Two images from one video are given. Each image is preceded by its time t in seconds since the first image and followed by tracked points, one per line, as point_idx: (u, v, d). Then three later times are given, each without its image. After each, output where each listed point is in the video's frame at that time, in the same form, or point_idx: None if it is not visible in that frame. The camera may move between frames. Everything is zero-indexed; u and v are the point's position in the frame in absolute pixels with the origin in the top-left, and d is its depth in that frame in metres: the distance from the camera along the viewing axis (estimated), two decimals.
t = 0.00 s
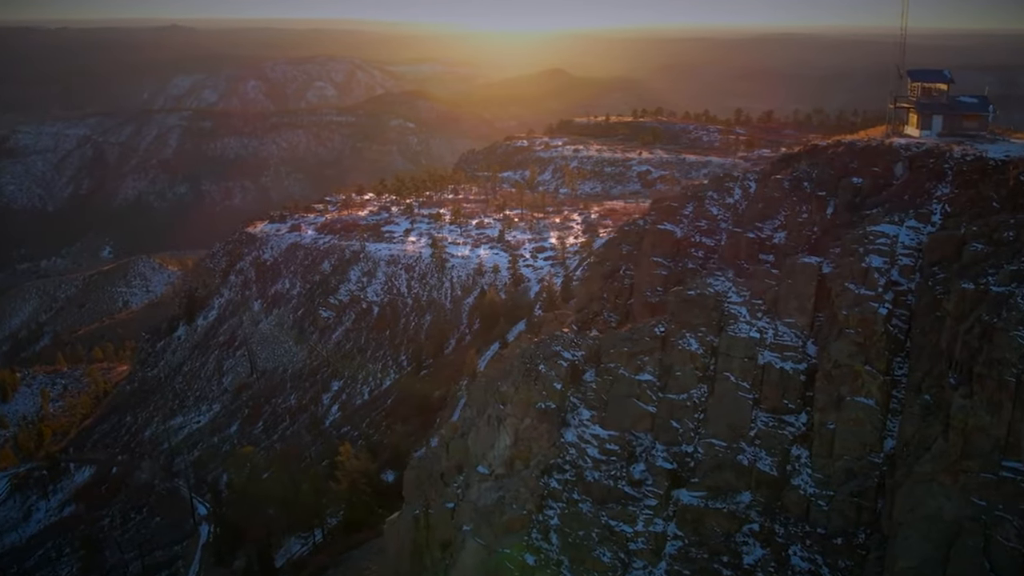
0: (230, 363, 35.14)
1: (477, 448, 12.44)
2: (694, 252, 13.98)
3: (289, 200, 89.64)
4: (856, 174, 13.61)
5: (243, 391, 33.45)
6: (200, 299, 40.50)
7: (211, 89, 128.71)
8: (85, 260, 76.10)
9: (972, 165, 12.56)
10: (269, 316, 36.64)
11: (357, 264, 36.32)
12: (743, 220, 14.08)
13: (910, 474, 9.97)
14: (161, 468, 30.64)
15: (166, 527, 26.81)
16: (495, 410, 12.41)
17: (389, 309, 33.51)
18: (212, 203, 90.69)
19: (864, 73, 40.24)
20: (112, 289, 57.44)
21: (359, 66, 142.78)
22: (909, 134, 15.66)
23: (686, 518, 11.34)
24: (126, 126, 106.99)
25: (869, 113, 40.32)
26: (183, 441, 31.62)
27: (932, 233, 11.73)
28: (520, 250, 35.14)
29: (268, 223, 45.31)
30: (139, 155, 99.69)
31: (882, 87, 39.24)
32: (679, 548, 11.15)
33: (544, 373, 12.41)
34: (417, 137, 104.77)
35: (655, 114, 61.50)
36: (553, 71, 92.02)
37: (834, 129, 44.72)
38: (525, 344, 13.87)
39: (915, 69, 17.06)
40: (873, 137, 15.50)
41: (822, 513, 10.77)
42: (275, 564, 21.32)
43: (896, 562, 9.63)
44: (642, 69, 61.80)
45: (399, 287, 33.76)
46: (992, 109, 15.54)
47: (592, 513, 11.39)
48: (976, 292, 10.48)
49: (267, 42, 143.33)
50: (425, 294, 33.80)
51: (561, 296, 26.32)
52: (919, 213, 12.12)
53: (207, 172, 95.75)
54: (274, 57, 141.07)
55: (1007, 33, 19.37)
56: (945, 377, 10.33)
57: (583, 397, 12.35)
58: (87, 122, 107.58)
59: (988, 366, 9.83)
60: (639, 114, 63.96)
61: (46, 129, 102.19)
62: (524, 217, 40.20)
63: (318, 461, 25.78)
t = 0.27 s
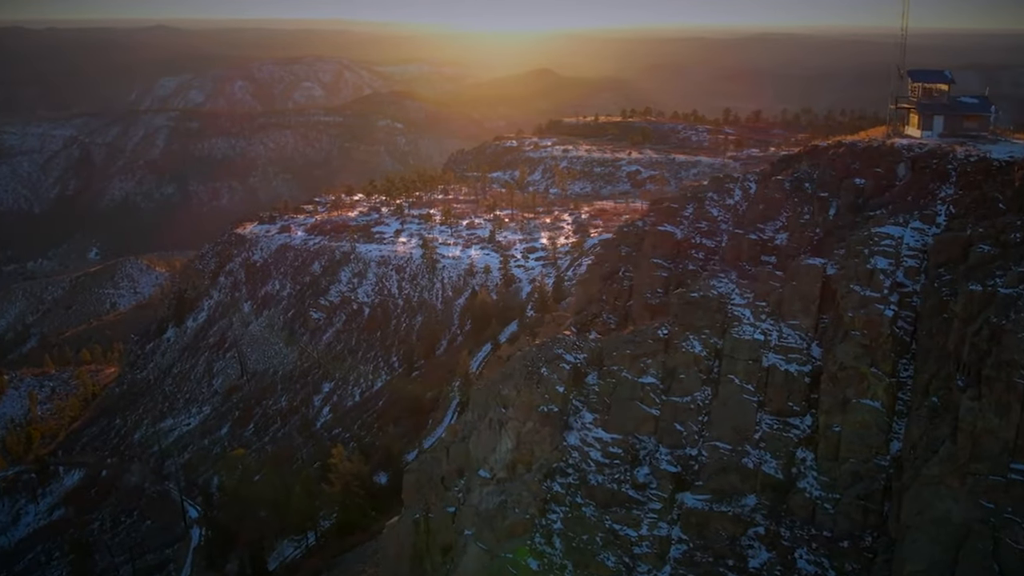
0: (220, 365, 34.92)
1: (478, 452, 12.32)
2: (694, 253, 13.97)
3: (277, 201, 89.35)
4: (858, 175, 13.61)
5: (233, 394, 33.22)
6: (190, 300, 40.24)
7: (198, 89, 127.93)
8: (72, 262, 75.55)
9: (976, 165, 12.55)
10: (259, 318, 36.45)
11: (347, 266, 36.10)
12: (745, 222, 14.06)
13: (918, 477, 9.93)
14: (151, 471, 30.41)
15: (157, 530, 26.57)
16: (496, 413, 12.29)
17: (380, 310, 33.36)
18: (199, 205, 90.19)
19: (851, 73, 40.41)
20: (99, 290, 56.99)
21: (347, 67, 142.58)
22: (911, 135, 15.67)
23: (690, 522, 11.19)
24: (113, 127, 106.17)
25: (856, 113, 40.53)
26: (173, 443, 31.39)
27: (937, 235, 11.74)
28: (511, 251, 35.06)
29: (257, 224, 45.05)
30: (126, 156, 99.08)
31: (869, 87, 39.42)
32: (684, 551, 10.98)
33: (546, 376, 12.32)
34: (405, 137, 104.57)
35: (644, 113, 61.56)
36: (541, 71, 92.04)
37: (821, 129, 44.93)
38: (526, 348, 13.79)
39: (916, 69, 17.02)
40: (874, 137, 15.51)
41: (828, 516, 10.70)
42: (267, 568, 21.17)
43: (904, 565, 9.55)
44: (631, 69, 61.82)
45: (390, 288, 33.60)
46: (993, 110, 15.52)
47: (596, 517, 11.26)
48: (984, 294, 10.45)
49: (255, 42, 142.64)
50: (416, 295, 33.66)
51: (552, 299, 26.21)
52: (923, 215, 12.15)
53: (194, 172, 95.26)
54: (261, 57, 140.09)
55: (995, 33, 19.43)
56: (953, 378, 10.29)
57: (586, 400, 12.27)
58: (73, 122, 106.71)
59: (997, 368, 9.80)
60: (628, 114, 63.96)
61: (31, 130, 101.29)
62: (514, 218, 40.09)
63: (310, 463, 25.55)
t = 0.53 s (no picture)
0: (209, 367, 34.67)
1: (478, 456, 12.22)
2: (693, 254, 13.94)
3: (264, 202, 89.16)
4: (858, 176, 13.62)
5: (222, 396, 32.97)
6: (178, 302, 39.95)
7: (183, 89, 127.09)
8: (57, 263, 74.95)
9: (978, 166, 12.58)
10: (248, 320, 36.25)
11: (336, 267, 35.99)
12: (745, 224, 14.02)
13: (925, 479, 9.87)
14: (139, 475, 30.13)
15: (145, 533, 26.27)
16: (497, 417, 12.22)
17: (369, 311, 33.27)
18: (185, 206, 89.77)
19: (837, 74, 40.73)
20: (85, 291, 56.55)
21: (332, 67, 142.67)
22: (910, 135, 15.71)
23: (694, 525, 11.09)
24: (98, 127, 105.28)
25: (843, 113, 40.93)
26: (161, 446, 31.09)
27: (941, 236, 11.75)
28: (500, 252, 35.15)
29: (246, 225, 44.81)
30: (111, 156, 98.90)
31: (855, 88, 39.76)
32: (687, 555, 10.87)
33: (547, 379, 12.24)
34: (391, 138, 104.87)
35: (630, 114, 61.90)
36: (528, 70, 92.10)
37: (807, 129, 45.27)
38: (527, 351, 13.71)
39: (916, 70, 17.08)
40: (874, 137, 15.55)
41: (833, 519, 10.64)
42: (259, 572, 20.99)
43: (912, 567, 9.48)
44: (617, 69, 61.98)
45: (380, 289, 33.53)
46: (993, 110, 15.60)
47: (598, 521, 11.12)
48: (990, 295, 10.41)
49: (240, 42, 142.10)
50: (405, 296, 33.61)
51: (545, 298, 26.54)
52: (926, 215, 12.18)
53: (180, 172, 94.82)
54: (246, 57, 137.99)
55: (982, 33, 19.57)
56: (959, 381, 10.26)
57: (587, 403, 12.17)
58: (57, 122, 105.74)
59: (1005, 370, 9.74)
60: (616, 115, 64.12)
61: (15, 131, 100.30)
62: (503, 218, 40.12)
63: (300, 466, 25.32)
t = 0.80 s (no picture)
0: (197, 369, 34.41)
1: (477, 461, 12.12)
2: (692, 256, 13.93)
3: (251, 203, 88.94)
4: (859, 176, 13.63)
5: (211, 398, 32.75)
6: (165, 304, 39.65)
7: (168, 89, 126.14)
8: (42, 265, 74.22)
9: (980, 167, 12.64)
10: (236, 321, 36.01)
11: (325, 268, 35.94)
12: (745, 225, 13.98)
13: (932, 482, 9.83)
14: (128, 479, 29.55)
15: (135, 537, 25.60)
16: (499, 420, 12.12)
17: (359, 313, 33.20)
18: (170, 207, 89.25)
19: (825, 73, 41.02)
20: (70, 293, 56.08)
21: (317, 66, 142.28)
22: (909, 136, 15.74)
23: (697, 529, 11.02)
24: (82, 128, 104.37)
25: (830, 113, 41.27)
26: (149, 450, 30.80)
27: (944, 237, 11.80)
28: (489, 253, 35.25)
29: (233, 226, 44.60)
30: (95, 156, 98.80)
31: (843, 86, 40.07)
32: (691, 559, 10.77)
33: (549, 382, 12.11)
34: (378, 138, 104.96)
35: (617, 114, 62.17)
36: (514, 70, 92.18)
37: (792, 129, 45.56)
38: (528, 353, 13.60)
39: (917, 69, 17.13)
40: (874, 138, 15.61)
41: (838, 522, 10.58)
42: None
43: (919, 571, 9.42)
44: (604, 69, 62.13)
45: (369, 290, 33.53)
46: (993, 110, 15.67)
47: (601, 525, 10.99)
48: (997, 296, 10.38)
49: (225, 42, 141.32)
50: (395, 298, 33.60)
51: (535, 299, 26.70)
52: (930, 216, 12.24)
53: (165, 173, 94.41)
54: (232, 57, 136.38)
55: (968, 32, 19.72)
56: (966, 383, 10.22)
57: (589, 406, 12.05)
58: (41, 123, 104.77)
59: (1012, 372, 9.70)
60: (603, 116, 64.21)
61: None
62: (492, 219, 40.16)
63: (291, 467, 25.08)
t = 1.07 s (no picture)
0: (184, 372, 34.12)
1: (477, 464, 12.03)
2: (690, 257, 13.93)
3: (236, 204, 88.55)
4: (860, 177, 13.68)
5: (198, 401, 32.48)
6: (152, 307, 39.37)
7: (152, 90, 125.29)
8: (25, 267, 73.44)
9: (980, 168, 12.69)
10: (223, 324, 35.74)
11: (313, 269, 35.82)
12: (744, 227, 13.99)
13: (938, 483, 9.81)
14: (115, 482, 29.05)
15: (124, 541, 24.96)
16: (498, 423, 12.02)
17: (347, 314, 33.05)
18: (154, 208, 88.68)
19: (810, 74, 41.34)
20: (54, 296, 55.62)
21: (302, 66, 141.86)
22: (909, 137, 15.85)
23: (700, 531, 10.94)
24: (65, 129, 103.41)
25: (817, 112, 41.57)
26: (137, 453, 30.46)
27: (946, 239, 11.82)
28: (477, 253, 35.25)
29: (220, 227, 44.36)
30: (79, 158, 98.02)
31: (829, 86, 40.36)
32: (695, 562, 10.69)
33: (549, 385, 11.98)
34: (363, 139, 104.68)
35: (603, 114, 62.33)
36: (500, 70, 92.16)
37: (777, 129, 45.79)
38: (528, 355, 13.50)
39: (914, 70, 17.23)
40: (874, 139, 15.69)
41: (842, 524, 10.55)
42: None
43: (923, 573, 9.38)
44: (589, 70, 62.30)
45: (357, 291, 33.45)
46: (992, 111, 15.74)
47: (603, 528, 10.90)
48: (1002, 297, 10.37)
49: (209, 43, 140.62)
50: (383, 299, 33.52)
51: (525, 299, 26.70)
52: (931, 217, 12.27)
53: (149, 174, 93.84)
54: (216, 58, 135.72)
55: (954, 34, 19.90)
56: (971, 385, 10.21)
57: (589, 409, 11.96)
58: (22, 124, 103.76)
59: (1018, 374, 9.67)
60: (588, 116, 64.21)
61: None
62: (480, 219, 40.15)
63: (280, 469, 24.81)
